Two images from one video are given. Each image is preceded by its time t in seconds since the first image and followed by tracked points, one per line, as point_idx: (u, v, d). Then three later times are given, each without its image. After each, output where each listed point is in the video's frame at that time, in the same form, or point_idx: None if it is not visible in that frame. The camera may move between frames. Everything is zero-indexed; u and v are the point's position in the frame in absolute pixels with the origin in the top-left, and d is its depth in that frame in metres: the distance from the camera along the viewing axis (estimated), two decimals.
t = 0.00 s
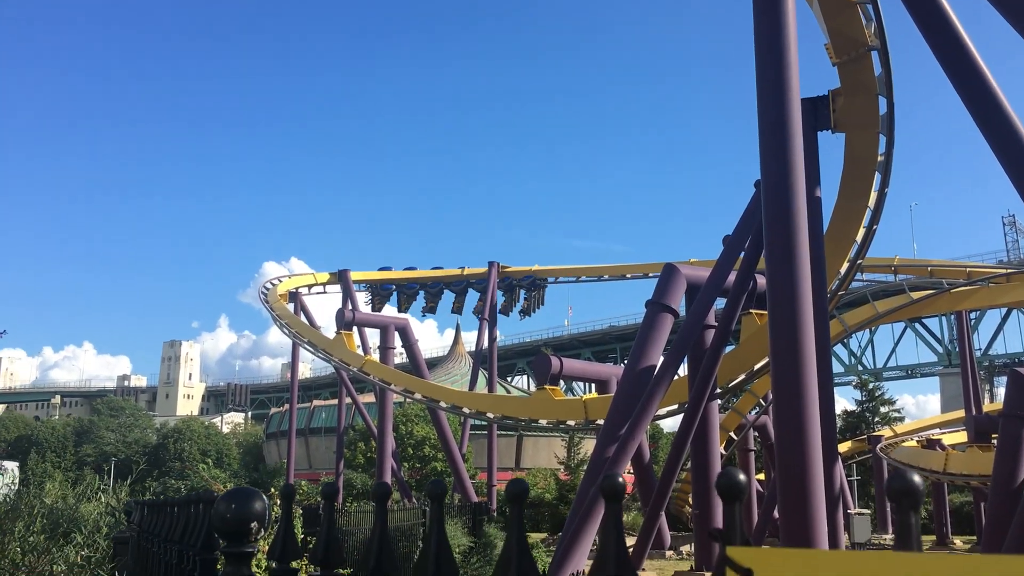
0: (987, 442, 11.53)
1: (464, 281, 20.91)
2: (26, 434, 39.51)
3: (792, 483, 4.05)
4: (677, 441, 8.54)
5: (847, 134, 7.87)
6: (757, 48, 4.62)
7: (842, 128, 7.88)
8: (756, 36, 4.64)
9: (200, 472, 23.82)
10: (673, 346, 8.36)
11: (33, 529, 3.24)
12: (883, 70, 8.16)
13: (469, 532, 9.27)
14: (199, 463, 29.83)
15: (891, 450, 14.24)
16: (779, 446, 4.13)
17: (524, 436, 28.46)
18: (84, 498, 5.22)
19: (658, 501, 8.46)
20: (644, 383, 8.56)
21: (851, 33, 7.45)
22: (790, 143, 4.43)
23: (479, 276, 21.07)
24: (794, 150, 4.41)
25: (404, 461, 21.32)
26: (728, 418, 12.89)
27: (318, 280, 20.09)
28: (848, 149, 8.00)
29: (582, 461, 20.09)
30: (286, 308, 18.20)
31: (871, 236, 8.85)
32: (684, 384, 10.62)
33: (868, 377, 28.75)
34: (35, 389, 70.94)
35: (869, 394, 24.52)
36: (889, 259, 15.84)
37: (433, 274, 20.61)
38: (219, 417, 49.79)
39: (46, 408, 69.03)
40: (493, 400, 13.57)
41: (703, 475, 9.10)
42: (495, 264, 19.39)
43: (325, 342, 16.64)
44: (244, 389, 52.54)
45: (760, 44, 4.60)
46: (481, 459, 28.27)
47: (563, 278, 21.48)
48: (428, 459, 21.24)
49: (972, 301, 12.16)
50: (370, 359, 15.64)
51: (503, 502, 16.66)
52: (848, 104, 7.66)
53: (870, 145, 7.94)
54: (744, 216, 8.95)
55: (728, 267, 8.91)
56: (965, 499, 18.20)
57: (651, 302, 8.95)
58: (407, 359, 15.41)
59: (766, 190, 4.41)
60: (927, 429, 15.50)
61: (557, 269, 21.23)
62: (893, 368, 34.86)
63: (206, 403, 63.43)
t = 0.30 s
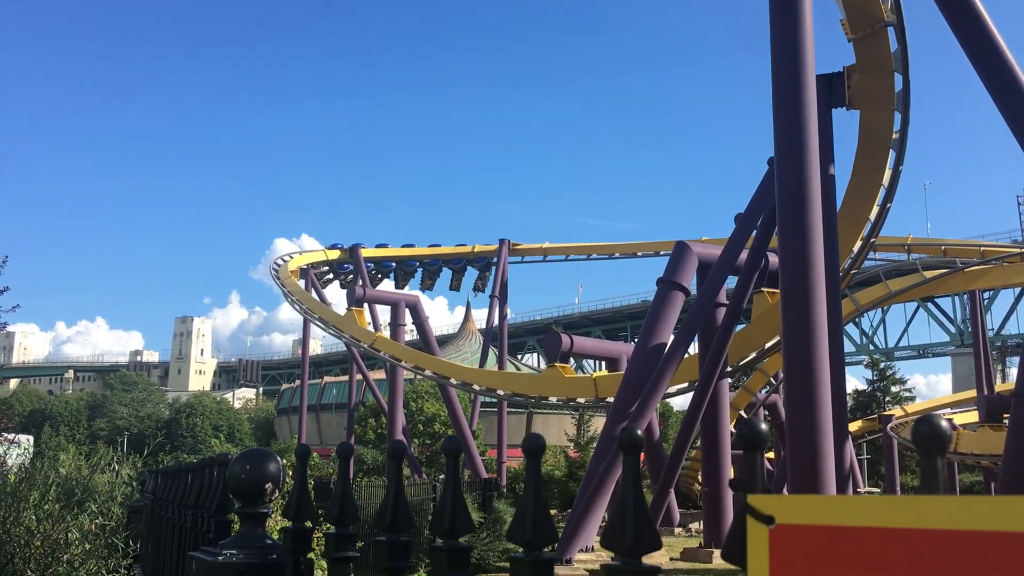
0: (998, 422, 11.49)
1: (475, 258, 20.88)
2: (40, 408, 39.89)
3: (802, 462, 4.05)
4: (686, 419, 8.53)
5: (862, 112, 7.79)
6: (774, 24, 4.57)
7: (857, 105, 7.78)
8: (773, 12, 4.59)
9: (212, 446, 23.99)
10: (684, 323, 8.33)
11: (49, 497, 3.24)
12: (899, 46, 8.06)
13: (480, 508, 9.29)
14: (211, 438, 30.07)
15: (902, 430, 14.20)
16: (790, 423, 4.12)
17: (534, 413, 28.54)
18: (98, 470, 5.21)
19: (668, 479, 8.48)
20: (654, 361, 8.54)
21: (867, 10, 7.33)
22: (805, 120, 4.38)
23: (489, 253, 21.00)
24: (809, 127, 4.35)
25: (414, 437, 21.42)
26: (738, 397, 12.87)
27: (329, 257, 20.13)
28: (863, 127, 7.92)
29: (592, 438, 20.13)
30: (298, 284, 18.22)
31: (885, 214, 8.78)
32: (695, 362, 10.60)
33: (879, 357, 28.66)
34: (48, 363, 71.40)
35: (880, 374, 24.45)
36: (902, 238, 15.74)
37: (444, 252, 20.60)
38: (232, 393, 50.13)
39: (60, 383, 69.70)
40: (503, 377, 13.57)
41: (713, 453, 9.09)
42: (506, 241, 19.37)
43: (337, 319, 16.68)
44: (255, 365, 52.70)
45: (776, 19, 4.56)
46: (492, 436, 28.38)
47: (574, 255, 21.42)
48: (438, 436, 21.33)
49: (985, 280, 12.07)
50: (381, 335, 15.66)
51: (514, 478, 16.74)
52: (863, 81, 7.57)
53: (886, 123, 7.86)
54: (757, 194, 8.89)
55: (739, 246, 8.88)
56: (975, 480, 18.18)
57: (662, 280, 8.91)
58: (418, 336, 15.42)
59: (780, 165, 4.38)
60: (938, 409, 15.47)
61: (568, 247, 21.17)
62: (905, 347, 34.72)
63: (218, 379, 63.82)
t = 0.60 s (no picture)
0: (1005, 406, 11.49)
1: (482, 239, 20.89)
2: (48, 386, 40.11)
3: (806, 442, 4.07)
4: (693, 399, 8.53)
5: (872, 93, 7.73)
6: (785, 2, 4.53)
7: (867, 86, 7.73)
8: None
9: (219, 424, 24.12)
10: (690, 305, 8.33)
11: (59, 472, 3.24)
12: (911, 26, 7.99)
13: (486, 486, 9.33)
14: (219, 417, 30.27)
15: (908, 413, 14.21)
16: (794, 403, 4.13)
17: (540, 394, 28.65)
18: (107, 445, 5.22)
19: (673, 459, 8.49)
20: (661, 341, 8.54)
21: None
22: (815, 101, 4.35)
23: (496, 234, 21.01)
24: (818, 108, 4.33)
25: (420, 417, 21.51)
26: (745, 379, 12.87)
27: (336, 237, 20.15)
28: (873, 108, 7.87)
29: (597, 419, 20.19)
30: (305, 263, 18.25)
31: (894, 196, 8.74)
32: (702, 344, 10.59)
33: (884, 340, 28.70)
34: (55, 341, 71.67)
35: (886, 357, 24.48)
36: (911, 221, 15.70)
37: (451, 232, 20.61)
38: (239, 373, 50.38)
39: (69, 360, 70.14)
40: (509, 357, 13.59)
41: (720, 435, 9.12)
42: (513, 222, 19.37)
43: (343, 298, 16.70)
44: (263, 344, 52.92)
45: None
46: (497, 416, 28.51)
47: (581, 237, 21.41)
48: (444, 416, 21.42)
49: (993, 264, 12.04)
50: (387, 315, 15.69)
51: (519, 459, 16.82)
52: (873, 62, 7.51)
53: (896, 104, 7.81)
54: (765, 175, 8.84)
55: (747, 227, 8.84)
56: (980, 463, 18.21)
57: (670, 261, 8.87)
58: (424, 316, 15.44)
59: (788, 146, 4.36)
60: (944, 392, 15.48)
61: (575, 228, 21.16)
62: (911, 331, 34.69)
63: (226, 358, 64.12)
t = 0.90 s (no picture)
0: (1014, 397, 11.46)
1: (489, 229, 20.86)
2: (58, 375, 40.27)
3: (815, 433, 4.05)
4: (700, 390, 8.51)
5: (881, 83, 7.69)
6: None
7: (877, 76, 7.69)
8: None
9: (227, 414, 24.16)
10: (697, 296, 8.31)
11: (69, 458, 3.26)
12: (922, 16, 7.94)
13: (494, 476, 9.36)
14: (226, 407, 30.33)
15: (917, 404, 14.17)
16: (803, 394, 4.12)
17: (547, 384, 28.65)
18: (114, 434, 5.23)
19: (680, 450, 8.49)
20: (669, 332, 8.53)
21: None
22: (824, 91, 4.33)
23: (504, 225, 20.98)
24: (827, 97, 4.31)
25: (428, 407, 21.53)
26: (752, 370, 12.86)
27: (344, 227, 20.14)
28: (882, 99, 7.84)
29: (605, 410, 20.18)
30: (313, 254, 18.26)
31: (903, 186, 8.70)
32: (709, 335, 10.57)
33: (893, 331, 28.60)
34: (63, 330, 71.93)
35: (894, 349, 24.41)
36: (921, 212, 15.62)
37: (458, 222, 20.58)
38: (247, 363, 50.47)
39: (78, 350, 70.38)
40: (517, 348, 13.58)
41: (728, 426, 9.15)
42: (520, 212, 19.35)
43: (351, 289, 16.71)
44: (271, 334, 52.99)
45: None
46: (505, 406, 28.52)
47: (589, 228, 21.38)
48: (451, 406, 21.43)
49: (1003, 255, 11.99)
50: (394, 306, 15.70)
51: (526, 449, 16.84)
52: (883, 52, 7.47)
53: (905, 94, 7.77)
54: (774, 166, 8.81)
55: (756, 217, 8.82)
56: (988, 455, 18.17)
57: (678, 253, 8.86)
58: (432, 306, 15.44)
59: (798, 137, 4.35)
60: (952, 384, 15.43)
61: (583, 219, 21.13)
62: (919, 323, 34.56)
63: (234, 348, 64.26)
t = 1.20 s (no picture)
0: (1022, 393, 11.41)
1: (495, 226, 20.85)
2: (66, 372, 40.38)
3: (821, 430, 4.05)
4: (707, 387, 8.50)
5: (888, 79, 7.67)
6: None
7: (883, 72, 7.66)
8: None
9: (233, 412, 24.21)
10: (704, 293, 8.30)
11: (78, 455, 3.29)
12: (928, 11, 7.91)
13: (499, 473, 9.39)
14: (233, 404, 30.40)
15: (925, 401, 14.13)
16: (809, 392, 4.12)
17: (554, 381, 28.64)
18: (122, 430, 5.26)
19: (687, 447, 8.49)
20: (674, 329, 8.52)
21: None
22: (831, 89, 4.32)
23: (510, 222, 20.97)
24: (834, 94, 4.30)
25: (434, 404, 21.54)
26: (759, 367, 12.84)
27: (350, 224, 20.16)
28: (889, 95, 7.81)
29: (611, 407, 20.16)
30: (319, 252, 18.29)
31: (910, 182, 8.68)
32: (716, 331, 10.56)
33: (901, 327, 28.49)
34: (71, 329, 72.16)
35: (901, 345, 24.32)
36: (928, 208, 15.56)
37: (464, 219, 20.57)
38: (255, 361, 50.58)
39: (85, 348, 70.66)
40: (523, 345, 13.58)
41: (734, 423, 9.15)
42: (526, 209, 19.33)
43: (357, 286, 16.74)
44: (277, 332, 53.07)
45: None
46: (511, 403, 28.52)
47: (595, 225, 21.36)
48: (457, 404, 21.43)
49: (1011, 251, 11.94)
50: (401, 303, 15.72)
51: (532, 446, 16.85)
52: (889, 48, 7.44)
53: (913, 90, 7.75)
54: (780, 162, 8.80)
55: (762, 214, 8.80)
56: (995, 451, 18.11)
57: (683, 250, 8.85)
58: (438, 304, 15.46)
59: (804, 134, 4.34)
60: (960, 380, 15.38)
61: (589, 216, 21.12)
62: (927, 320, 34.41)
63: (241, 346, 64.41)
